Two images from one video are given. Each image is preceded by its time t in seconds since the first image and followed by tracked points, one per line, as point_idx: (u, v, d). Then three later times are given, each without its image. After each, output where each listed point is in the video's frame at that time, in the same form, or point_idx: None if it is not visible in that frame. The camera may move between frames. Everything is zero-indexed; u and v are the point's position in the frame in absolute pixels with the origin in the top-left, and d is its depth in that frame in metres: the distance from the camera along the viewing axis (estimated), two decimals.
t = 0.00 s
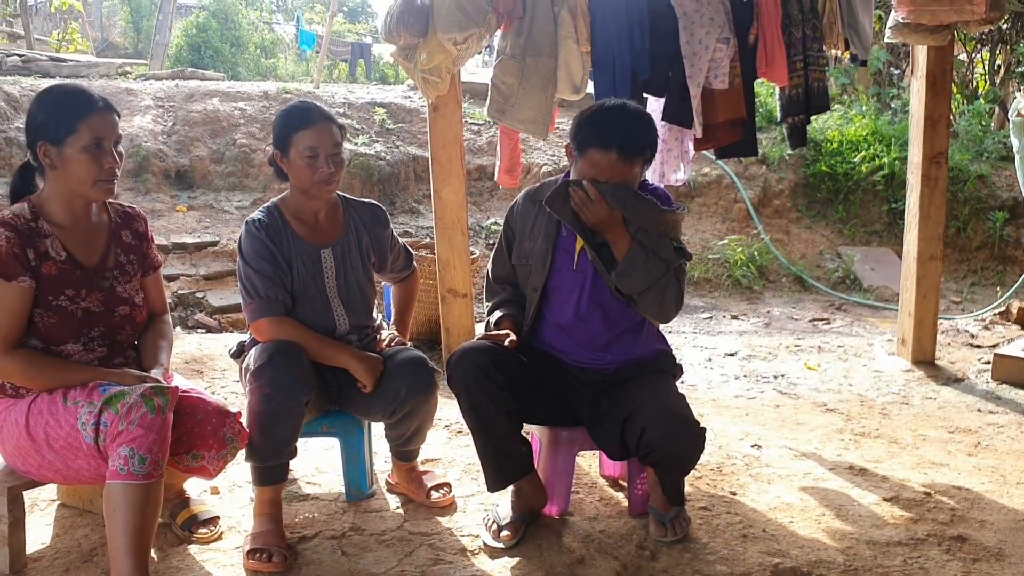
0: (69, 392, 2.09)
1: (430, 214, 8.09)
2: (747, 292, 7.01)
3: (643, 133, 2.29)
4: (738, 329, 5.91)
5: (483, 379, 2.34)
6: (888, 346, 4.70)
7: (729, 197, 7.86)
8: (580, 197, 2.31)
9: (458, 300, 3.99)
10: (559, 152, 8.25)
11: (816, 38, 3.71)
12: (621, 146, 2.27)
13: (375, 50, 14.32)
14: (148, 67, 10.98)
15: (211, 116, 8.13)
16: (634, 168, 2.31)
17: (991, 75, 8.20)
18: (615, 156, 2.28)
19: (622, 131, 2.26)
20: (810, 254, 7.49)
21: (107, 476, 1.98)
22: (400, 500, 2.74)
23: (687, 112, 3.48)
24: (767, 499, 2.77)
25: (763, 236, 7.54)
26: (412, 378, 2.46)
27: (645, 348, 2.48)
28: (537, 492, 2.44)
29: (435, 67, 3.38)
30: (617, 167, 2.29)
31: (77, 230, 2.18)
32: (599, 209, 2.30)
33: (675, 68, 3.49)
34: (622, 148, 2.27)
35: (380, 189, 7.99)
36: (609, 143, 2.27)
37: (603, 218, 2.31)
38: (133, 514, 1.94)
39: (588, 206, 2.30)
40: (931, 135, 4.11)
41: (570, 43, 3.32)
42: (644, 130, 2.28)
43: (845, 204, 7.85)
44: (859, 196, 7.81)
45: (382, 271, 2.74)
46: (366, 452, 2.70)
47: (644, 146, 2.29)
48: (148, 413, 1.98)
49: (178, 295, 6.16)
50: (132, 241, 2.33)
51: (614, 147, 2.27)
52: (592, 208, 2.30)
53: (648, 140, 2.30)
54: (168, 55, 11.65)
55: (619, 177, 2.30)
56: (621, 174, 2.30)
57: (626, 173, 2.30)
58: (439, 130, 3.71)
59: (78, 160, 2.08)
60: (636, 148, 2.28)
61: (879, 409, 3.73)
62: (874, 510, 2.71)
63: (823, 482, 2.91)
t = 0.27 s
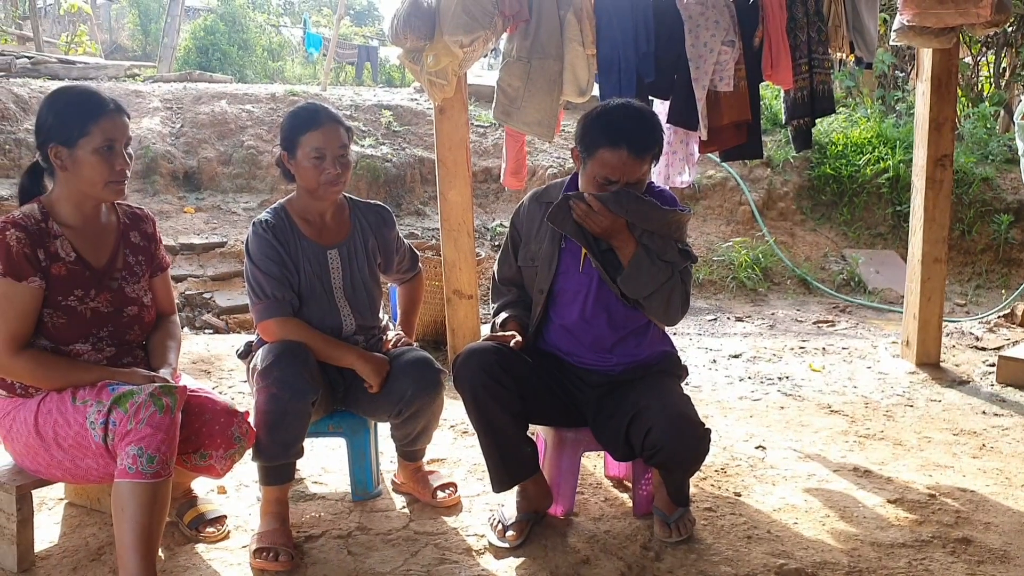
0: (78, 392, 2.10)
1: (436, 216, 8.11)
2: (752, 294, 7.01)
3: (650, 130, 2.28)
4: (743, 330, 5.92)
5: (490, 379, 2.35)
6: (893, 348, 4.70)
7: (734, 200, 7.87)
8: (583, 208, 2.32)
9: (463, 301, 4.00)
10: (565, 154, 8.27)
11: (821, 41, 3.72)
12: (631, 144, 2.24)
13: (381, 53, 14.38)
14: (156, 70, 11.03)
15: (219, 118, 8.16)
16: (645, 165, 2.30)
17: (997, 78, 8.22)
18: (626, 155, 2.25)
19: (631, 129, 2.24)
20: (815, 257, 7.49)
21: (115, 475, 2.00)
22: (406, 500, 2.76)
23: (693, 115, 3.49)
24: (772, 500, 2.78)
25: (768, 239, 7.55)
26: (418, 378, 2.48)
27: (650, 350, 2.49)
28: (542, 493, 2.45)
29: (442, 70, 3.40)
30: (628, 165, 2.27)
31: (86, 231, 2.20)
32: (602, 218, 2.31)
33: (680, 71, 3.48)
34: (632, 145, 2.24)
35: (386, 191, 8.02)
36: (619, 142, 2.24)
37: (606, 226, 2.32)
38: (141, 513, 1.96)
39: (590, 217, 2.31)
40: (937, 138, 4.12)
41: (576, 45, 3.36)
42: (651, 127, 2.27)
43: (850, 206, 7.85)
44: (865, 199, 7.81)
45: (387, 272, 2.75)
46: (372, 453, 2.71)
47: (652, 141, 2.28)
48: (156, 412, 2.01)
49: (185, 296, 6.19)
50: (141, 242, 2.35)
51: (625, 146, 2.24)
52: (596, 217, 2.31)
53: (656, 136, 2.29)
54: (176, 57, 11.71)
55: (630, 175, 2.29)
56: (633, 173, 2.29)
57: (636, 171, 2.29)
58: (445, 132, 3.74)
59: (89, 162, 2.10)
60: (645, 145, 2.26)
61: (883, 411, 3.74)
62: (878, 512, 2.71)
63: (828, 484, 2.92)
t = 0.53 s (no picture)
0: (86, 392, 2.11)
1: (443, 217, 8.11)
2: (760, 296, 7.00)
3: (661, 123, 2.27)
4: (751, 332, 5.91)
5: (497, 380, 2.35)
6: (901, 349, 4.69)
7: (741, 201, 7.86)
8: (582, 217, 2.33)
9: (470, 302, 4.00)
10: (572, 156, 8.27)
11: (829, 42, 3.72)
12: (642, 134, 2.23)
13: (388, 54, 14.41)
14: (164, 71, 11.06)
15: (227, 119, 8.18)
16: (656, 158, 2.28)
17: (1005, 79, 8.23)
18: (637, 145, 2.23)
19: (642, 121, 2.23)
20: (822, 258, 7.48)
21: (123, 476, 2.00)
22: (413, 500, 2.76)
23: (701, 116, 3.51)
24: (780, 502, 2.77)
25: (775, 240, 7.54)
26: (426, 378, 2.47)
27: (658, 352, 2.48)
28: (549, 494, 2.44)
29: (449, 71, 3.40)
30: (639, 156, 2.25)
31: (94, 232, 2.20)
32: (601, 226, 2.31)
33: (688, 71, 3.52)
34: (644, 135, 2.23)
35: (393, 192, 8.03)
36: (630, 132, 2.23)
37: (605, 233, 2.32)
38: (149, 513, 1.96)
39: (591, 225, 2.32)
40: (945, 139, 4.11)
41: (583, 46, 3.36)
42: (661, 120, 2.26)
43: (858, 208, 7.84)
44: (872, 200, 7.79)
45: (394, 273, 2.76)
46: (379, 453, 2.71)
47: (664, 134, 2.27)
48: (164, 413, 2.00)
49: (193, 297, 6.20)
50: (149, 243, 2.36)
51: (636, 136, 2.23)
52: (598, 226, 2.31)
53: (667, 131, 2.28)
54: (184, 59, 11.74)
55: (641, 167, 2.27)
56: (643, 164, 2.27)
57: (648, 163, 2.27)
58: (453, 133, 3.74)
59: (98, 163, 2.10)
60: (656, 136, 2.25)
61: (891, 413, 3.73)
62: (887, 514, 2.70)
63: (836, 486, 2.91)
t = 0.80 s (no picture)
0: (88, 395, 2.11)
1: (447, 219, 8.12)
2: (764, 297, 6.99)
3: (655, 111, 2.29)
4: (755, 333, 5.90)
5: (502, 383, 2.35)
6: (906, 351, 4.68)
7: (746, 202, 7.85)
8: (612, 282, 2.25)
9: (475, 304, 4.00)
10: (576, 157, 8.27)
11: (834, 44, 3.72)
12: (635, 118, 2.25)
13: (393, 56, 14.43)
14: (168, 73, 11.09)
15: (231, 121, 8.20)
16: (651, 143, 2.27)
17: (1010, 80, 8.23)
18: (630, 126, 2.25)
19: (635, 107, 2.27)
20: (827, 259, 7.47)
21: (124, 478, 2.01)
22: (418, 502, 2.76)
23: (705, 118, 3.50)
24: (785, 504, 2.77)
25: (780, 241, 7.54)
26: (430, 381, 2.48)
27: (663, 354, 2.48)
28: (554, 496, 2.45)
29: (454, 73, 3.40)
30: (633, 140, 2.25)
31: (99, 235, 2.20)
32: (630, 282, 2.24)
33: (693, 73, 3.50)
34: (636, 118, 2.25)
35: (398, 194, 8.03)
36: (623, 116, 2.26)
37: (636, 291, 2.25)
38: (150, 516, 1.96)
39: (620, 290, 2.24)
40: (950, 140, 4.10)
41: (588, 48, 3.36)
42: (656, 108, 2.29)
43: (862, 209, 7.83)
44: (877, 201, 7.78)
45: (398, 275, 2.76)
46: (384, 455, 2.71)
47: (658, 120, 2.28)
48: (162, 415, 2.00)
49: (198, 299, 6.21)
50: (153, 246, 2.36)
51: (629, 118, 2.25)
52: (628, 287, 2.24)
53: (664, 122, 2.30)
54: (189, 61, 11.76)
55: (635, 149, 2.25)
56: (638, 146, 2.25)
57: (643, 147, 2.26)
58: (457, 134, 3.75)
59: (103, 165, 2.10)
60: (649, 121, 2.26)
61: (897, 415, 3.72)
62: (892, 516, 2.70)
63: (841, 488, 2.91)
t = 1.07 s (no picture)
0: (85, 396, 2.11)
1: (450, 220, 8.12)
2: (767, 298, 6.98)
3: (647, 104, 2.28)
4: (758, 334, 5.89)
5: (504, 384, 2.35)
6: (909, 352, 4.68)
7: (749, 203, 7.84)
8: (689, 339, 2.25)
9: (477, 305, 4.00)
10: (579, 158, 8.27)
11: (837, 44, 3.72)
12: (626, 112, 2.25)
13: (395, 57, 14.46)
14: (172, 74, 11.12)
15: (234, 122, 8.21)
16: (644, 136, 2.26)
17: (1014, 80, 8.23)
18: (621, 120, 2.25)
19: (625, 101, 2.27)
20: (830, 260, 7.46)
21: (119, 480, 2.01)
22: (419, 503, 2.76)
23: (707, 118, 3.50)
24: (788, 505, 2.77)
25: (783, 242, 7.53)
26: (431, 382, 2.48)
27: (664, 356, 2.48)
28: (556, 497, 2.44)
29: (456, 73, 3.40)
30: (624, 134, 2.25)
31: (99, 236, 2.21)
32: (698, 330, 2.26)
33: (695, 73, 3.50)
34: (627, 112, 2.25)
35: (400, 195, 8.03)
36: (614, 110, 2.26)
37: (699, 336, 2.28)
38: (146, 517, 1.97)
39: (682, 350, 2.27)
40: (953, 141, 4.08)
41: (589, 48, 3.36)
42: (647, 102, 2.29)
43: (866, 209, 7.81)
44: (880, 202, 7.77)
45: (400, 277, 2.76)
46: (386, 456, 2.71)
47: (650, 114, 2.28)
48: (154, 416, 2.00)
49: (201, 299, 6.23)
50: (155, 248, 2.36)
51: (620, 111, 2.25)
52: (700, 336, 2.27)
53: (658, 115, 2.29)
54: (192, 62, 11.78)
55: (626, 142, 2.25)
56: (629, 140, 2.25)
57: (635, 141, 2.26)
58: (459, 135, 3.75)
59: (104, 167, 2.10)
60: (641, 113, 2.26)
61: (899, 416, 3.71)
62: (895, 517, 2.69)
63: (843, 489, 2.90)
